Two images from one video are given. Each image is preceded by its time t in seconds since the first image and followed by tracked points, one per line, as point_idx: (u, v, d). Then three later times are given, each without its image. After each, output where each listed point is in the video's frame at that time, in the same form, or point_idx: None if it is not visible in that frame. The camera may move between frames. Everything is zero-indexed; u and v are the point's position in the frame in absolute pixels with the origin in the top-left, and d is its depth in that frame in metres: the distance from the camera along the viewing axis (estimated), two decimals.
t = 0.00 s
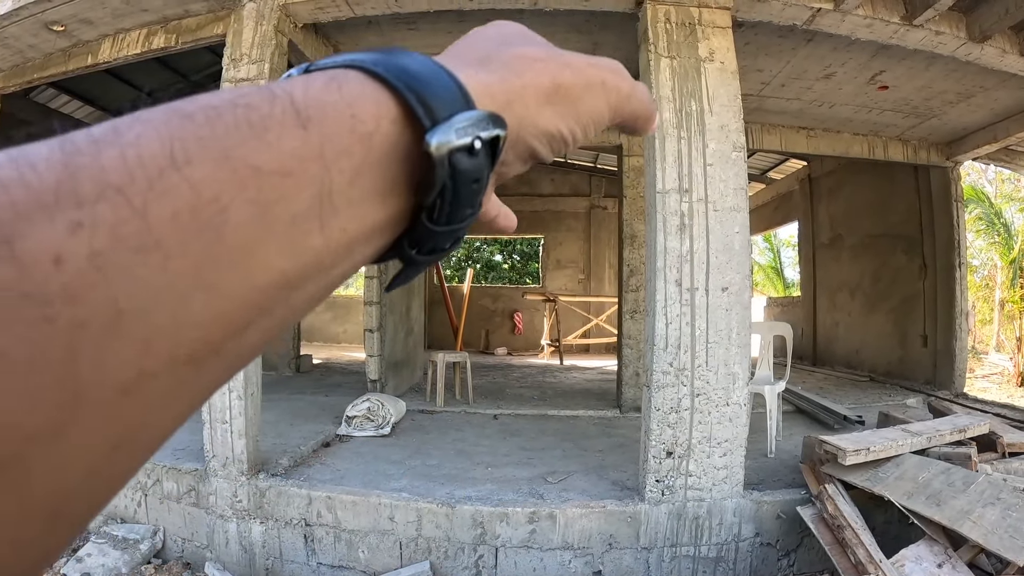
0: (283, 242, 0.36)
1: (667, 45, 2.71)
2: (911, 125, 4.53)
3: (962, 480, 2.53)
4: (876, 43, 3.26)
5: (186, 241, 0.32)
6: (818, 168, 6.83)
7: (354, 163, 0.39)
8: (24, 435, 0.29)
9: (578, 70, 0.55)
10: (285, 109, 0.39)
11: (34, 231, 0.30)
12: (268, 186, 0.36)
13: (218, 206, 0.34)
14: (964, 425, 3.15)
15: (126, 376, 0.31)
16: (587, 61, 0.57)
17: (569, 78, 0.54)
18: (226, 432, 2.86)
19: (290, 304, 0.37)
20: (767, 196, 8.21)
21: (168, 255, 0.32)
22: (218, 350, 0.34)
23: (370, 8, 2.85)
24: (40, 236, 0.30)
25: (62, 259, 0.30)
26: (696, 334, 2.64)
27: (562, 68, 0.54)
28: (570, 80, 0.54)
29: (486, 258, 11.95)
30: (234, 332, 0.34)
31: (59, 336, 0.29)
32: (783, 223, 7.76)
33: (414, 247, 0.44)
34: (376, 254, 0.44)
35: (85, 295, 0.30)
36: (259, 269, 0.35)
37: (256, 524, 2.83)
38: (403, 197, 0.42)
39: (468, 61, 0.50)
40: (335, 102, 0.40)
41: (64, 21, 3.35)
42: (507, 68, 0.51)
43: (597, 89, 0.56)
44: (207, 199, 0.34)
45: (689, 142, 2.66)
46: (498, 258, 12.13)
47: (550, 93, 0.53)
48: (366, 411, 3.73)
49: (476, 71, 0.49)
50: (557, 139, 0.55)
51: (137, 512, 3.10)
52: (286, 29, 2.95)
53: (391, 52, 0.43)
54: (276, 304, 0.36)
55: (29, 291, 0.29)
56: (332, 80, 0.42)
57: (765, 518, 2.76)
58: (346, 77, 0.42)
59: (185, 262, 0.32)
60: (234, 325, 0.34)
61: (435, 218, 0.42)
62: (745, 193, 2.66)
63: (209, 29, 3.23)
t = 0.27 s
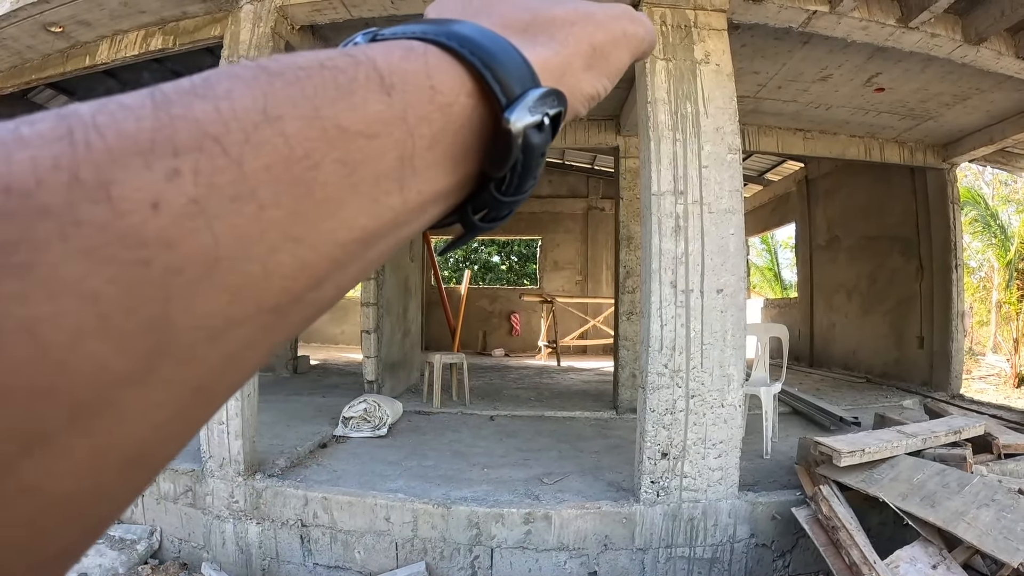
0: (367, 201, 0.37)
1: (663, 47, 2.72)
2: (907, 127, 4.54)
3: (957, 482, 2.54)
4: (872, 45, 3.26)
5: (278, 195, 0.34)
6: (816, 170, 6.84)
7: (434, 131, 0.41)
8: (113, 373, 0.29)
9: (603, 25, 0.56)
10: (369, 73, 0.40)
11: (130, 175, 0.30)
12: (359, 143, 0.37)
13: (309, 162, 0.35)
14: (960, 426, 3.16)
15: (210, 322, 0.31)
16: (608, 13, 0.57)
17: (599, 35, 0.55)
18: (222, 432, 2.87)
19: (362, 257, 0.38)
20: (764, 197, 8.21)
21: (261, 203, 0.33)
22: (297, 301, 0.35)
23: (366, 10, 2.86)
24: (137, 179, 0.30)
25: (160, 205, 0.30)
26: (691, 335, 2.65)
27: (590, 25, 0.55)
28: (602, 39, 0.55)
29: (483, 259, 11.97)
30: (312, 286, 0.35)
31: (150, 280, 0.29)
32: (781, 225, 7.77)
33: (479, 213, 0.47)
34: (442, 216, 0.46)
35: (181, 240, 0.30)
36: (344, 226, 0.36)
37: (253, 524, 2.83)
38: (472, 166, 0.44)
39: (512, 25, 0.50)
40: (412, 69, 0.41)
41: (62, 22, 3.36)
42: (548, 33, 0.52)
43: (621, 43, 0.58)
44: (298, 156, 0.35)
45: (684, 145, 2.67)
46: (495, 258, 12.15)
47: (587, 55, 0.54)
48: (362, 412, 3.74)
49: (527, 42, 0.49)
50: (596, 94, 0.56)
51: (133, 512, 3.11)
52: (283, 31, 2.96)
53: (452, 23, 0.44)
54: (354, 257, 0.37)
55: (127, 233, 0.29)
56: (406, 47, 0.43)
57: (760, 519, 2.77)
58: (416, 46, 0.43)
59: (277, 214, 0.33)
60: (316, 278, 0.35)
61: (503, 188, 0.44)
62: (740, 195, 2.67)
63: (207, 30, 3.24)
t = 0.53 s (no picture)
0: (359, 195, 0.37)
1: (659, 49, 2.72)
2: (904, 128, 4.55)
3: (952, 483, 2.56)
4: (869, 48, 3.27)
5: (276, 191, 0.34)
6: (813, 172, 6.85)
7: (419, 131, 0.41)
8: (126, 360, 0.29)
9: (577, 27, 0.58)
10: (357, 78, 0.40)
11: (140, 173, 0.30)
12: (345, 144, 0.37)
13: (303, 160, 0.35)
14: (955, 427, 3.16)
15: (218, 310, 0.31)
16: (581, 17, 0.60)
17: (573, 37, 0.57)
18: (219, 433, 2.88)
19: (353, 250, 0.38)
20: (762, 198, 8.22)
21: (262, 198, 0.33)
22: (294, 293, 0.35)
23: (364, 12, 2.86)
24: (145, 178, 0.30)
25: (169, 199, 0.30)
26: (687, 337, 2.65)
27: (565, 27, 0.57)
28: (576, 42, 0.58)
29: (481, 260, 11.99)
30: (308, 278, 0.35)
31: (162, 269, 0.29)
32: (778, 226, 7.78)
33: (462, 209, 0.47)
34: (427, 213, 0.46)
35: (190, 232, 0.30)
36: (338, 220, 0.36)
37: (249, 525, 2.84)
38: (455, 165, 0.44)
39: (490, 30, 0.52)
40: (398, 74, 0.41)
41: (60, 23, 3.36)
42: (525, 37, 0.54)
43: (595, 43, 0.60)
44: (293, 156, 0.35)
45: (680, 147, 2.68)
46: (493, 260, 12.17)
47: (563, 57, 0.56)
48: (359, 413, 3.75)
49: (505, 46, 0.51)
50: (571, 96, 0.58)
51: (131, 513, 3.12)
52: (280, 33, 2.96)
53: (433, 31, 0.45)
54: (347, 251, 0.37)
55: (139, 226, 0.29)
56: (390, 53, 0.43)
57: (755, 520, 2.78)
58: (400, 51, 0.43)
59: (275, 209, 0.33)
60: (311, 268, 0.35)
61: (484, 184, 0.45)
62: (736, 197, 2.67)
63: (204, 32, 3.25)
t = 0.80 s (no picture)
0: (345, 197, 0.37)
1: (657, 50, 2.72)
2: (902, 129, 4.55)
3: (950, 483, 2.56)
4: (867, 48, 3.27)
5: (259, 192, 0.33)
6: (811, 172, 6.85)
7: (407, 132, 0.40)
8: (105, 364, 0.29)
9: (569, 27, 0.58)
10: (345, 78, 0.40)
11: (123, 173, 0.30)
12: (331, 145, 0.37)
13: (289, 162, 0.35)
14: (954, 428, 3.16)
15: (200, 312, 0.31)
16: (573, 17, 0.59)
17: (564, 37, 0.57)
18: (217, 434, 2.87)
19: (339, 253, 0.38)
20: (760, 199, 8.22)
21: (246, 200, 0.33)
22: (278, 294, 0.35)
23: (361, 12, 2.85)
24: (126, 179, 0.30)
25: (151, 201, 0.30)
26: (685, 337, 2.65)
27: (556, 27, 0.56)
28: (568, 41, 0.57)
29: (479, 261, 11.99)
30: (293, 279, 0.35)
31: (143, 271, 0.29)
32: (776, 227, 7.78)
33: (451, 211, 0.46)
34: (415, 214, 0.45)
35: (172, 234, 0.30)
36: (324, 221, 0.36)
37: (247, 526, 2.83)
38: (444, 167, 0.43)
39: (479, 31, 0.52)
40: (387, 74, 0.41)
41: (58, 23, 3.35)
42: (515, 37, 0.53)
43: (587, 45, 0.59)
44: (278, 157, 0.35)
45: (678, 147, 2.68)
46: (491, 260, 12.17)
47: (553, 57, 0.56)
48: (357, 413, 3.74)
49: (494, 46, 0.51)
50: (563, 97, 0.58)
51: (128, 514, 3.11)
52: (278, 32, 2.96)
53: (424, 30, 0.44)
54: (332, 253, 0.37)
55: (120, 227, 0.29)
56: (379, 52, 0.42)
57: (754, 521, 2.78)
58: (390, 52, 0.43)
59: (259, 211, 0.33)
60: (295, 270, 0.35)
61: (473, 186, 0.44)
62: (734, 198, 2.67)
63: (202, 31, 3.24)
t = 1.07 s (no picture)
0: (337, 202, 0.36)
1: (655, 50, 2.72)
2: (900, 130, 4.55)
3: (948, 484, 2.56)
4: (864, 49, 3.27)
5: (251, 198, 0.33)
6: (809, 173, 6.85)
7: (399, 138, 0.40)
8: (95, 371, 0.28)
9: (561, 33, 0.57)
10: (336, 84, 0.39)
11: (116, 179, 0.29)
12: (323, 149, 0.36)
13: (282, 168, 0.34)
14: (952, 428, 3.16)
15: (190, 319, 0.30)
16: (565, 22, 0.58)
17: (555, 43, 0.56)
18: (214, 434, 2.86)
19: (330, 259, 0.37)
20: (758, 199, 8.22)
21: (238, 207, 0.32)
22: (270, 301, 0.34)
23: (359, 12, 2.84)
24: (118, 185, 0.29)
25: (143, 207, 0.29)
26: (683, 338, 2.65)
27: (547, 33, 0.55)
28: (559, 47, 0.56)
29: (477, 261, 11.99)
30: (285, 285, 0.35)
31: (135, 278, 0.29)
32: (774, 227, 7.78)
33: (443, 217, 0.46)
34: (407, 219, 0.44)
35: (164, 241, 0.29)
36: (316, 227, 0.35)
37: (244, 527, 2.82)
38: (436, 172, 0.43)
39: (472, 36, 0.51)
40: (379, 79, 0.40)
41: (55, 22, 3.34)
42: (506, 43, 0.53)
43: (580, 51, 0.58)
44: (271, 162, 0.34)
45: (676, 147, 2.68)
46: (489, 260, 12.17)
47: (545, 62, 0.55)
48: (354, 414, 3.73)
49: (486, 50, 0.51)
50: (555, 103, 0.57)
51: (125, 515, 3.10)
52: (275, 32, 2.95)
53: (416, 37, 0.44)
54: (324, 259, 0.37)
55: (113, 234, 0.28)
56: (370, 59, 0.42)
57: (752, 521, 2.78)
58: (382, 58, 0.42)
59: (250, 217, 0.32)
60: (287, 277, 0.34)
61: (465, 191, 0.44)
62: (732, 198, 2.68)
63: (199, 31, 3.23)
